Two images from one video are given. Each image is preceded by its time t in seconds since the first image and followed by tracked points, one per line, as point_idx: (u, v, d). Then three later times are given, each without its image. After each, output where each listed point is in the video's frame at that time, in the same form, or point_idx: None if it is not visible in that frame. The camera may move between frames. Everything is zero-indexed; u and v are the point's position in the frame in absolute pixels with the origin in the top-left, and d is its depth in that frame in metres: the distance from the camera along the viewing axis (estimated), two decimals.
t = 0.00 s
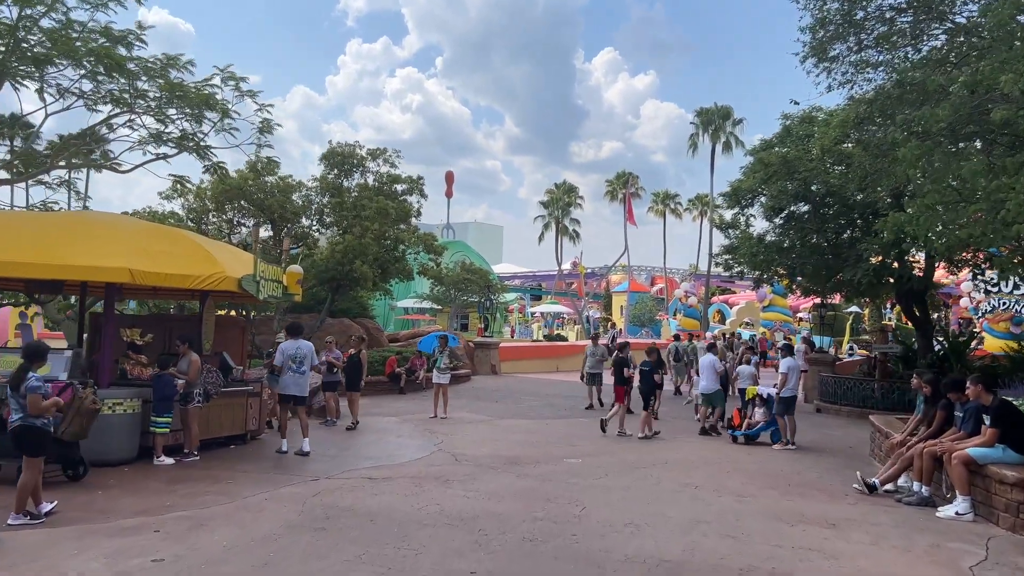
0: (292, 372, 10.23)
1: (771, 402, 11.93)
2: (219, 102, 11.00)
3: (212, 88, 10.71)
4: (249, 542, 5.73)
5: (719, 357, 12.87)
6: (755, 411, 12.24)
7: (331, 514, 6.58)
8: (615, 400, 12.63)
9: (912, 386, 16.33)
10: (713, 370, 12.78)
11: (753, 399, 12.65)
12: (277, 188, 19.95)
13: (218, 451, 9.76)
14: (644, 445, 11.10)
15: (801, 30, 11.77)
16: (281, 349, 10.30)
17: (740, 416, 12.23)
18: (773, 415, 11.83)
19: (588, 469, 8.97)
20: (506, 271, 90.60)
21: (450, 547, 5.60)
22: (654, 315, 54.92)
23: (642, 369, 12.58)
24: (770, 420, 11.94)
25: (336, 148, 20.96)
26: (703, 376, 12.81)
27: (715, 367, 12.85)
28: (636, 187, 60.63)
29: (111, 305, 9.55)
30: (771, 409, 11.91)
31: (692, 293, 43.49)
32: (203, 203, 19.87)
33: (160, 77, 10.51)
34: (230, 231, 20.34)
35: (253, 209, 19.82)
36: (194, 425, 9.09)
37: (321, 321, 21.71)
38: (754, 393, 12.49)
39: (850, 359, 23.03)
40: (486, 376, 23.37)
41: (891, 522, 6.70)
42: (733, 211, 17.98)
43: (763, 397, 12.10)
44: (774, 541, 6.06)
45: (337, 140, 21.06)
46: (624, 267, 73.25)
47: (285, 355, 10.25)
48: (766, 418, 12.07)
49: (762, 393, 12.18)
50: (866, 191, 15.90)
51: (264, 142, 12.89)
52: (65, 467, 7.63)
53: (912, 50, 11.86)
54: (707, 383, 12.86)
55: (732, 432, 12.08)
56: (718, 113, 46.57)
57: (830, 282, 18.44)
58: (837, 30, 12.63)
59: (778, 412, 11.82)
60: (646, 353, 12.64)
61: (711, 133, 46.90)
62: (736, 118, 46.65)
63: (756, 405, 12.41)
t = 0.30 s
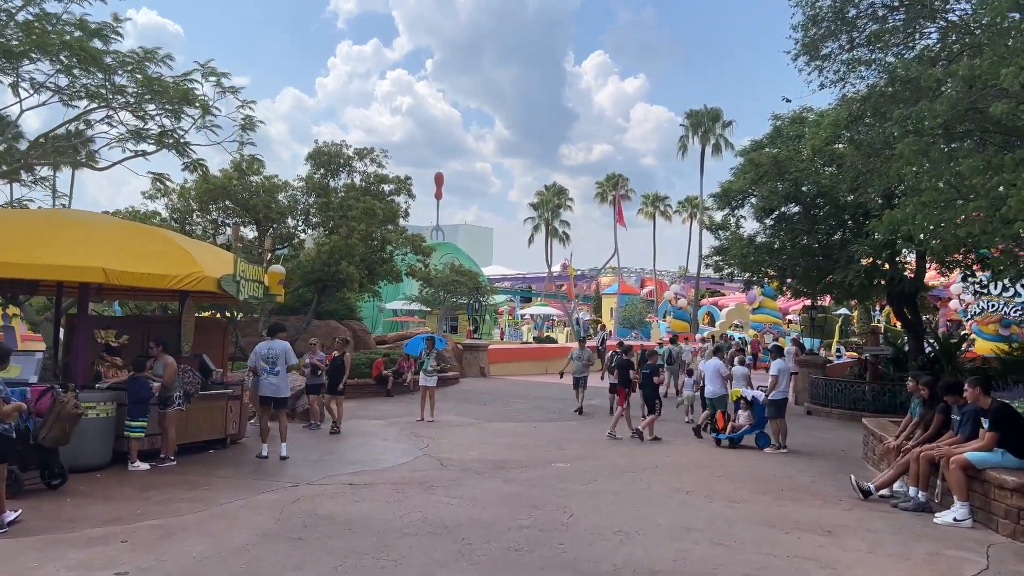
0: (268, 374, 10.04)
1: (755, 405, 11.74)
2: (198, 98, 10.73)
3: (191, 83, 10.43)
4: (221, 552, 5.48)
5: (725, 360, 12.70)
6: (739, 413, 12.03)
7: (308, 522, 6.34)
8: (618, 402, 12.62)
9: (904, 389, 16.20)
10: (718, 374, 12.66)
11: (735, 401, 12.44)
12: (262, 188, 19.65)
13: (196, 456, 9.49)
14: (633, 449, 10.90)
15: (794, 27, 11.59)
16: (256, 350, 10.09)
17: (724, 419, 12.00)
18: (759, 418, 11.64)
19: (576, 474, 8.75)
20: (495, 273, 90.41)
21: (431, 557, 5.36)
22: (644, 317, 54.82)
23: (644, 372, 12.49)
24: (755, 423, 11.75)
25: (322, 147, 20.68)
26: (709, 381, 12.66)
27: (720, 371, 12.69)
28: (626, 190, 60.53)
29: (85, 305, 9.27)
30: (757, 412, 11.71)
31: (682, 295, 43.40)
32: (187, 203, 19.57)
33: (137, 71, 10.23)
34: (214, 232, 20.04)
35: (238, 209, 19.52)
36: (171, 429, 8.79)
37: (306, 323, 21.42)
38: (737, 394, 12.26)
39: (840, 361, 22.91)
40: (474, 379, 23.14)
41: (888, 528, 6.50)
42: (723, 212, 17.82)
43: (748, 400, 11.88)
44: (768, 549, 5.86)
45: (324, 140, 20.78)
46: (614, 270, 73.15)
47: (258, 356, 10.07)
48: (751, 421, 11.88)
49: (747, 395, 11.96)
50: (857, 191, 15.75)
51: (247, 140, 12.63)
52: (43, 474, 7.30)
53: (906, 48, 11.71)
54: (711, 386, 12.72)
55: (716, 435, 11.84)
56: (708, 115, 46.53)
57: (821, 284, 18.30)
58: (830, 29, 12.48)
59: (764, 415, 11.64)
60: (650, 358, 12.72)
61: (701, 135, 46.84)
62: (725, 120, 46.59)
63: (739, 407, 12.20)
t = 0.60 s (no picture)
0: (237, 381, 9.67)
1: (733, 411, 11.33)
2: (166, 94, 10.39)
3: (158, 78, 10.09)
4: (177, 571, 5.15)
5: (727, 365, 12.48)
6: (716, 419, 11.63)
7: (273, 537, 6.02)
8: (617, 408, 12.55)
9: (889, 394, 16.03)
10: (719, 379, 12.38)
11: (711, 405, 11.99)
12: (240, 190, 19.26)
13: (163, 466, 9.13)
14: (616, 456, 10.63)
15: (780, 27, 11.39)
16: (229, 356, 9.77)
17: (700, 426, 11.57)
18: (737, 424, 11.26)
19: (557, 483, 8.46)
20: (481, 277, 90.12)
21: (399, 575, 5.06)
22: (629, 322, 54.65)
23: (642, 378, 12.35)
24: (732, 430, 11.36)
25: (301, 148, 20.31)
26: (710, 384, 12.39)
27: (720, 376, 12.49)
28: (611, 193, 60.44)
29: (45, 307, 8.93)
30: (736, 418, 11.33)
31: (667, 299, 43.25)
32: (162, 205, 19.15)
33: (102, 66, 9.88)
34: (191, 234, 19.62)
35: (215, 211, 19.13)
36: (135, 438, 8.45)
37: (285, 327, 21.04)
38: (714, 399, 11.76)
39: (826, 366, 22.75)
40: (457, 384, 22.80)
41: (878, 540, 6.26)
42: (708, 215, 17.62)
43: (725, 405, 11.46)
44: (755, 564, 5.60)
45: (303, 141, 20.42)
46: (599, 274, 73.03)
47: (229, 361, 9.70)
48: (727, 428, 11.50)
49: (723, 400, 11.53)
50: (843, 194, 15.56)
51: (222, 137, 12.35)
52: (6, 486, 6.98)
53: (893, 48, 11.44)
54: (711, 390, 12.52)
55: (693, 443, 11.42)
56: (692, 119, 46.48)
57: (806, 288, 18.12)
58: (816, 28, 12.30)
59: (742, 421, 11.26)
60: (647, 364, 12.72)
61: (685, 139, 46.78)
62: (710, 124, 46.57)
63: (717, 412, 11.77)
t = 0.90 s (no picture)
0: (209, 385, 9.33)
1: (706, 416, 10.83)
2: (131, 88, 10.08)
3: (121, 72, 9.77)
4: None
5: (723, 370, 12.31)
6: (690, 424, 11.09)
7: (235, 550, 5.72)
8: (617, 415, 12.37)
9: (871, 397, 15.91)
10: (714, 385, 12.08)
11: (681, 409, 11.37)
12: (215, 190, 18.88)
13: (125, 474, 8.77)
14: (596, 462, 10.37)
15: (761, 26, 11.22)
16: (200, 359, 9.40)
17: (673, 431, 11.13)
18: (709, 429, 10.75)
19: (535, 491, 8.20)
20: (463, 281, 89.84)
21: None
22: (611, 326, 54.56)
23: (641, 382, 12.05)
24: (706, 436, 10.85)
25: (278, 148, 19.96)
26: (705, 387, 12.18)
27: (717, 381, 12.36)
28: (593, 197, 60.38)
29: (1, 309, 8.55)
30: (711, 423, 10.82)
31: (648, 303, 43.17)
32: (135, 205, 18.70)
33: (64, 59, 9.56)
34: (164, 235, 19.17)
35: (189, 212, 18.73)
36: (96, 445, 8.10)
37: (261, 331, 20.66)
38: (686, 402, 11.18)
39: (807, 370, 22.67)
40: (436, 388, 22.48)
41: (865, 549, 6.05)
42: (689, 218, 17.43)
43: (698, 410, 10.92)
44: None
45: (280, 140, 20.06)
46: (581, 278, 72.98)
47: (202, 365, 9.37)
48: (702, 433, 11.01)
49: (696, 404, 11.03)
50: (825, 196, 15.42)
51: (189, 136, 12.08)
52: None
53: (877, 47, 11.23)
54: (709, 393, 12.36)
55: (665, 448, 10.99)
56: (674, 123, 46.47)
57: (787, 292, 17.96)
58: (798, 27, 12.13)
59: (714, 425, 10.75)
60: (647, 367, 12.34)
61: (667, 143, 46.77)
62: (691, 128, 46.58)
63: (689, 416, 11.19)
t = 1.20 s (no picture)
0: (180, 392, 8.93)
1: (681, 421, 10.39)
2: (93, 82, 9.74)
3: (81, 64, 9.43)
4: None
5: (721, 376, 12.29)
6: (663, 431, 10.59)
7: (192, 568, 5.39)
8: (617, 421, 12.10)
9: (854, 403, 15.75)
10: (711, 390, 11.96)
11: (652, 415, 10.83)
12: (187, 191, 18.46)
13: (84, 486, 8.38)
14: (577, 470, 10.09)
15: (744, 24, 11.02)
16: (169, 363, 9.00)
17: (647, 438, 10.67)
18: (684, 435, 10.35)
19: (512, 502, 7.89)
20: (444, 285, 89.41)
21: None
22: (593, 330, 54.38)
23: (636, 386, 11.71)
24: (681, 442, 10.40)
25: (253, 148, 19.57)
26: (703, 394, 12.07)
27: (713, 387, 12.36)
28: (575, 201, 60.25)
29: None
30: (686, 429, 10.39)
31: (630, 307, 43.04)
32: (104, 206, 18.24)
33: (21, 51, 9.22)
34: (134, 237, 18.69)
35: (161, 213, 18.28)
36: (52, 456, 7.73)
37: (236, 335, 20.21)
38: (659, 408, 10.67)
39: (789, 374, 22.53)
40: (415, 394, 22.11)
41: (855, 563, 5.80)
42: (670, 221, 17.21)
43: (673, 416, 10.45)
44: None
45: (255, 141, 19.67)
46: (563, 282, 72.83)
47: (172, 370, 8.92)
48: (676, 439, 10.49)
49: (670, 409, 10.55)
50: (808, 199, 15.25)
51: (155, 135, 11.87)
52: None
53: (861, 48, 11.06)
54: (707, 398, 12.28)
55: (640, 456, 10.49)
56: (655, 127, 46.44)
57: (769, 296, 17.78)
58: (781, 27, 11.94)
59: (689, 431, 10.35)
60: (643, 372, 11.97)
61: (648, 148, 46.71)
62: (673, 133, 46.56)
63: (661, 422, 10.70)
